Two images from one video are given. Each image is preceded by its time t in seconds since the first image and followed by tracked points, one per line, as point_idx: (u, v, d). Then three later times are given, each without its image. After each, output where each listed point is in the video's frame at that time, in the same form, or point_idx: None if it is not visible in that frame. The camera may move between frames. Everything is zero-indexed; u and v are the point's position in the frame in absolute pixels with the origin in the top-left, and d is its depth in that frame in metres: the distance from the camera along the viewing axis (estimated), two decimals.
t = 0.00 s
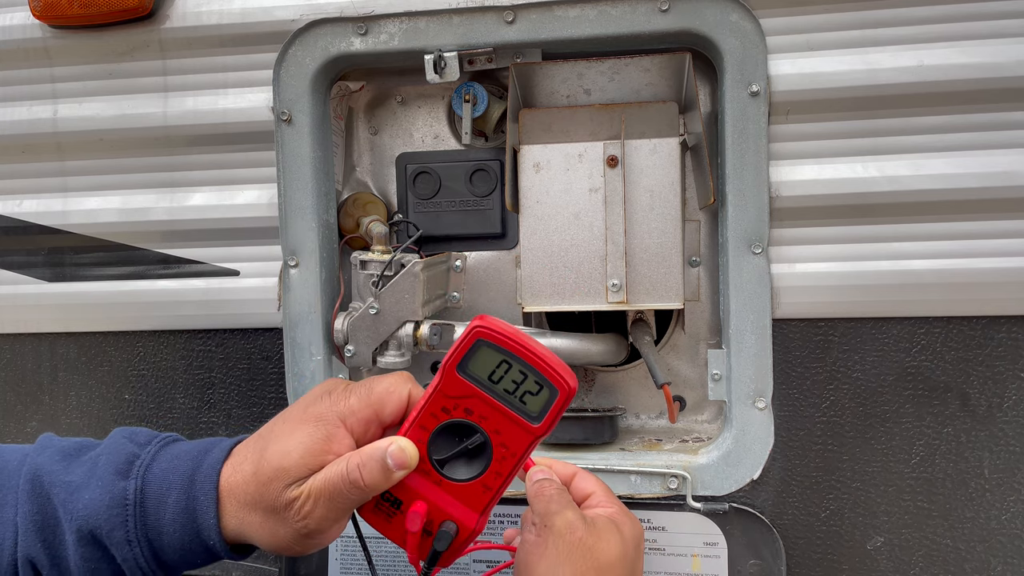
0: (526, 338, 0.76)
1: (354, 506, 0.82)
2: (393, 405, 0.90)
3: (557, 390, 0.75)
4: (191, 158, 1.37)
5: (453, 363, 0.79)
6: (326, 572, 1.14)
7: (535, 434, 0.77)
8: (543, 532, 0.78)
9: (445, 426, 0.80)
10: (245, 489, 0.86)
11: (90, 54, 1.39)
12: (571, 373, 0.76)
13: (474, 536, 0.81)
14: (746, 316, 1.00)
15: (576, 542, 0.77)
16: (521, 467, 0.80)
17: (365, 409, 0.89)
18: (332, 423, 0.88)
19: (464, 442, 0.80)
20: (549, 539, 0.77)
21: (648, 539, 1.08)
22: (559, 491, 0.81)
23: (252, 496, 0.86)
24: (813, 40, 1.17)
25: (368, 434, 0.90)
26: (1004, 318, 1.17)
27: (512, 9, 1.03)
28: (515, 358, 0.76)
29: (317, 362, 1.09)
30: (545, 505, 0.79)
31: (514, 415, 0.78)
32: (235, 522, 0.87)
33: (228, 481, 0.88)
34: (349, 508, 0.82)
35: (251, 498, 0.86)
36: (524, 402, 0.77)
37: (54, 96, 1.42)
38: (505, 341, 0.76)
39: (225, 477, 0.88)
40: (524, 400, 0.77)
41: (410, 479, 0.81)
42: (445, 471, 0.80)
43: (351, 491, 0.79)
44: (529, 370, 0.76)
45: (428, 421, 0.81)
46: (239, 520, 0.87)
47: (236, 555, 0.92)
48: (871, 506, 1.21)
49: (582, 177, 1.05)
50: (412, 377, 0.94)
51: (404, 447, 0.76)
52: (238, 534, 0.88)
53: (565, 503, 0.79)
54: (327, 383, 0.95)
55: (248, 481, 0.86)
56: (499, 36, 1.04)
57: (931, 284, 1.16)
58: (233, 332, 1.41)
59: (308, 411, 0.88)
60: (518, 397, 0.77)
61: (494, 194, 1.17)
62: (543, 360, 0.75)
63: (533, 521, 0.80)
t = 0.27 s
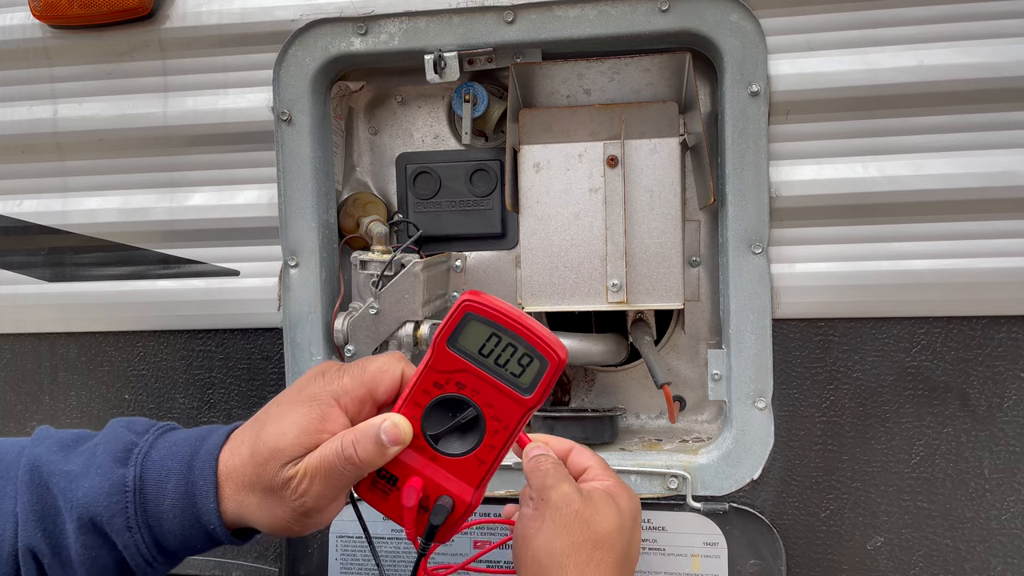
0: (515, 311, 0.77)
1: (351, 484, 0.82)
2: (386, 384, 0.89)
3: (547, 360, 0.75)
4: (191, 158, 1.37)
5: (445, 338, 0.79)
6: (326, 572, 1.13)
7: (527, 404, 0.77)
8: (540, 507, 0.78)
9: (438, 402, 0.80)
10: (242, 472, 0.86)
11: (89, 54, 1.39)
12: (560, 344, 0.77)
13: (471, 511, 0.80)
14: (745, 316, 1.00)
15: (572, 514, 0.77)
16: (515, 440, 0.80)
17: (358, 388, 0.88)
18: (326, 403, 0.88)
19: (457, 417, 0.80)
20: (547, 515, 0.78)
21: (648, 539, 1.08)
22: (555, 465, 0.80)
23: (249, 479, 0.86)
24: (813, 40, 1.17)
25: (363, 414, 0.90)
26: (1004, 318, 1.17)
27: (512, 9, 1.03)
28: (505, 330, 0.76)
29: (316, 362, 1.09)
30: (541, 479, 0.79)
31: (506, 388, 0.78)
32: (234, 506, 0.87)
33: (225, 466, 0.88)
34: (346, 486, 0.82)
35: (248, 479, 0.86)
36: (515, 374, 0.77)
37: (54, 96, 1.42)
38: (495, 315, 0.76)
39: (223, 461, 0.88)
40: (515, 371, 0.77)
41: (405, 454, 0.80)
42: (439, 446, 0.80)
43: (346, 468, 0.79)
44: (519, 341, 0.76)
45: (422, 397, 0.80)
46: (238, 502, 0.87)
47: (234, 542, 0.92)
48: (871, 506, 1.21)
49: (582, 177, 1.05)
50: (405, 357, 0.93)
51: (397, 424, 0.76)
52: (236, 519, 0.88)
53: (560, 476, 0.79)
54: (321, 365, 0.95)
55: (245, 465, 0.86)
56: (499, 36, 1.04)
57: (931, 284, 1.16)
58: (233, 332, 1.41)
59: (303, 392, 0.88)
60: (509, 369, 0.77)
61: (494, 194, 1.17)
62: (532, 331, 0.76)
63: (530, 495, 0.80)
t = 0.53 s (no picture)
0: (524, 314, 0.76)
1: (359, 486, 0.82)
2: (394, 387, 0.90)
3: (556, 363, 0.75)
4: (191, 158, 1.37)
5: (452, 341, 0.78)
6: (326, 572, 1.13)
7: (535, 407, 0.77)
8: (546, 513, 0.78)
9: (446, 405, 0.80)
10: (251, 475, 0.86)
11: (90, 54, 1.39)
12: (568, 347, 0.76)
13: (478, 514, 0.80)
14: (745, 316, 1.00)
15: (580, 521, 0.77)
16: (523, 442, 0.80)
17: (366, 391, 0.88)
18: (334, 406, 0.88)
19: (465, 420, 0.80)
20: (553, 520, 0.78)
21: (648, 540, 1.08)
22: (563, 470, 0.79)
23: (258, 481, 0.86)
24: (813, 40, 1.17)
25: (371, 417, 0.90)
26: (1003, 318, 1.17)
27: (512, 9, 1.03)
28: (513, 334, 0.76)
29: (317, 362, 1.09)
30: (548, 485, 0.78)
31: (514, 391, 0.78)
32: (242, 509, 0.87)
33: (234, 469, 0.88)
34: (354, 488, 0.82)
35: (257, 481, 0.86)
36: (523, 377, 0.77)
37: (54, 96, 1.42)
38: (504, 318, 0.76)
39: (232, 464, 0.88)
40: (523, 374, 0.77)
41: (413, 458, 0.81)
42: (447, 450, 0.80)
43: (356, 470, 0.79)
44: (527, 344, 0.76)
45: (429, 400, 0.80)
46: (246, 505, 0.87)
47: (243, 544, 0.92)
48: (871, 506, 1.21)
49: (582, 177, 1.05)
50: (413, 360, 0.94)
51: (406, 426, 0.76)
52: (245, 522, 0.88)
53: (568, 482, 0.78)
54: (329, 368, 0.95)
55: (253, 467, 0.86)
56: (499, 36, 1.04)
57: (931, 284, 1.16)
58: (233, 333, 1.41)
59: (311, 395, 0.88)
60: (517, 372, 0.77)
61: (494, 194, 1.17)
62: (541, 334, 0.75)
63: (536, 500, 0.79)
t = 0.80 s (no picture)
0: (525, 312, 0.76)
1: (361, 484, 0.82)
2: (396, 386, 0.89)
3: (556, 361, 0.75)
4: (191, 158, 1.37)
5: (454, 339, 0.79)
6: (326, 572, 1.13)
7: (536, 406, 0.77)
8: (548, 511, 0.78)
9: (447, 403, 0.80)
10: (253, 473, 0.86)
11: (90, 54, 1.39)
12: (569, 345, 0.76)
13: (479, 512, 0.80)
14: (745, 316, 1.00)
15: (581, 519, 0.77)
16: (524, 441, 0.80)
17: (368, 390, 0.88)
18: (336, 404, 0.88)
19: (467, 418, 0.80)
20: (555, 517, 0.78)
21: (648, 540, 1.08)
22: (564, 469, 0.80)
23: (260, 479, 0.86)
24: (813, 40, 1.17)
25: (373, 416, 0.90)
26: (1004, 318, 1.17)
27: (512, 9, 1.03)
28: (514, 332, 0.76)
29: (317, 362, 1.09)
30: (549, 483, 0.78)
31: (515, 389, 0.78)
32: (244, 507, 0.87)
33: (237, 467, 0.88)
34: (356, 486, 0.82)
35: (259, 479, 0.86)
36: (524, 375, 0.77)
37: (54, 96, 1.42)
38: (504, 316, 0.76)
39: (235, 462, 0.89)
40: (524, 372, 0.77)
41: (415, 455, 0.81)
42: (449, 448, 0.80)
43: (357, 468, 0.79)
44: (528, 342, 0.76)
45: (431, 399, 0.80)
46: (249, 503, 0.87)
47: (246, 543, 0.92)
48: (871, 506, 1.21)
49: (582, 177, 1.05)
50: (415, 358, 0.93)
51: (407, 425, 0.76)
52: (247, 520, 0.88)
53: (569, 480, 0.79)
54: (332, 367, 0.95)
55: (256, 465, 0.86)
56: (499, 36, 1.04)
57: (931, 284, 1.16)
58: (233, 333, 1.41)
59: (313, 393, 0.88)
60: (518, 370, 0.77)
61: (494, 194, 1.17)
62: (541, 332, 0.75)
63: (538, 498, 0.80)
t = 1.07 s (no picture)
0: (517, 316, 0.76)
1: (354, 487, 0.82)
2: (390, 389, 0.90)
3: (548, 366, 0.75)
4: (191, 158, 1.37)
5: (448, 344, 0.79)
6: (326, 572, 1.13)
7: (528, 410, 0.77)
8: (545, 512, 0.78)
9: (440, 407, 0.80)
10: (247, 476, 0.86)
11: (90, 54, 1.39)
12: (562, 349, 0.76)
13: (473, 515, 0.80)
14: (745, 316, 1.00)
15: (578, 520, 0.77)
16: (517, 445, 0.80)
17: (362, 393, 0.88)
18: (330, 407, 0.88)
19: (459, 422, 0.80)
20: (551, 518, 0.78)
21: (648, 540, 1.08)
22: (559, 470, 0.79)
23: (254, 482, 0.86)
24: (813, 40, 1.17)
25: (367, 419, 0.90)
26: (1004, 318, 1.17)
27: (512, 9, 1.03)
28: (506, 336, 0.76)
29: (317, 362, 1.09)
30: (545, 484, 0.78)
31: (508, 393, 0.78)
32: (239, 510, 0.87)
33: (231, 470, 0.88)
34: (349, 490, 0.82)
35: (254, 482, 0.86)
36: (517, 380, 0.77)
37: (54, 96, 1.42)
38: (497, 321, 0.76)
39: (229, 465, 0.88)
40: (516, 377, 0.77)
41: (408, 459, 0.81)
42: (441, 451, 0.80)
43: (349, 471, 0.78)
44: (521, 346, 0.76)
45: (425, 402, 0.80)
46: (243, 506, 0.87)
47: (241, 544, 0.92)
48: (871, 506, 1.21)
49: (582, 177, 1.05)
50: (409, 361, 0.94)
51: (400, 428, 0.76)
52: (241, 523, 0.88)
53: (564, 481, 0.78)
54: (327, 370, 0.95)
55: (250, 468, 0.86)
56: (499, 36, 1.04)
57: (931, 284, 1.16)
58: (233, 333, 1.41)
59: (307, 397, 0.88)
60: (511, 375, 0.77)
61: (494, 194, 1.17)
62: (533, 337, 0.75)
63: (534, 499, 0.80)
